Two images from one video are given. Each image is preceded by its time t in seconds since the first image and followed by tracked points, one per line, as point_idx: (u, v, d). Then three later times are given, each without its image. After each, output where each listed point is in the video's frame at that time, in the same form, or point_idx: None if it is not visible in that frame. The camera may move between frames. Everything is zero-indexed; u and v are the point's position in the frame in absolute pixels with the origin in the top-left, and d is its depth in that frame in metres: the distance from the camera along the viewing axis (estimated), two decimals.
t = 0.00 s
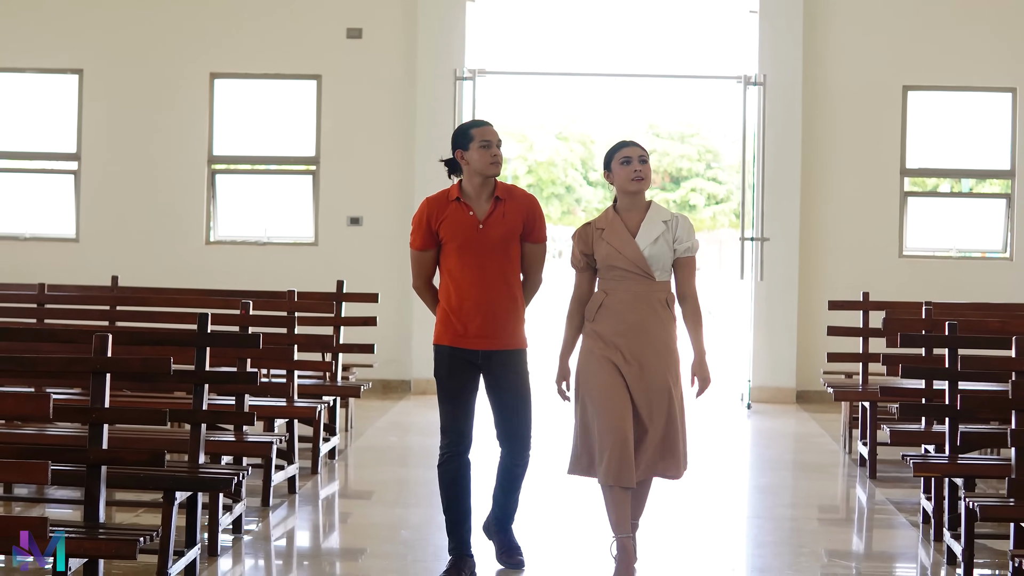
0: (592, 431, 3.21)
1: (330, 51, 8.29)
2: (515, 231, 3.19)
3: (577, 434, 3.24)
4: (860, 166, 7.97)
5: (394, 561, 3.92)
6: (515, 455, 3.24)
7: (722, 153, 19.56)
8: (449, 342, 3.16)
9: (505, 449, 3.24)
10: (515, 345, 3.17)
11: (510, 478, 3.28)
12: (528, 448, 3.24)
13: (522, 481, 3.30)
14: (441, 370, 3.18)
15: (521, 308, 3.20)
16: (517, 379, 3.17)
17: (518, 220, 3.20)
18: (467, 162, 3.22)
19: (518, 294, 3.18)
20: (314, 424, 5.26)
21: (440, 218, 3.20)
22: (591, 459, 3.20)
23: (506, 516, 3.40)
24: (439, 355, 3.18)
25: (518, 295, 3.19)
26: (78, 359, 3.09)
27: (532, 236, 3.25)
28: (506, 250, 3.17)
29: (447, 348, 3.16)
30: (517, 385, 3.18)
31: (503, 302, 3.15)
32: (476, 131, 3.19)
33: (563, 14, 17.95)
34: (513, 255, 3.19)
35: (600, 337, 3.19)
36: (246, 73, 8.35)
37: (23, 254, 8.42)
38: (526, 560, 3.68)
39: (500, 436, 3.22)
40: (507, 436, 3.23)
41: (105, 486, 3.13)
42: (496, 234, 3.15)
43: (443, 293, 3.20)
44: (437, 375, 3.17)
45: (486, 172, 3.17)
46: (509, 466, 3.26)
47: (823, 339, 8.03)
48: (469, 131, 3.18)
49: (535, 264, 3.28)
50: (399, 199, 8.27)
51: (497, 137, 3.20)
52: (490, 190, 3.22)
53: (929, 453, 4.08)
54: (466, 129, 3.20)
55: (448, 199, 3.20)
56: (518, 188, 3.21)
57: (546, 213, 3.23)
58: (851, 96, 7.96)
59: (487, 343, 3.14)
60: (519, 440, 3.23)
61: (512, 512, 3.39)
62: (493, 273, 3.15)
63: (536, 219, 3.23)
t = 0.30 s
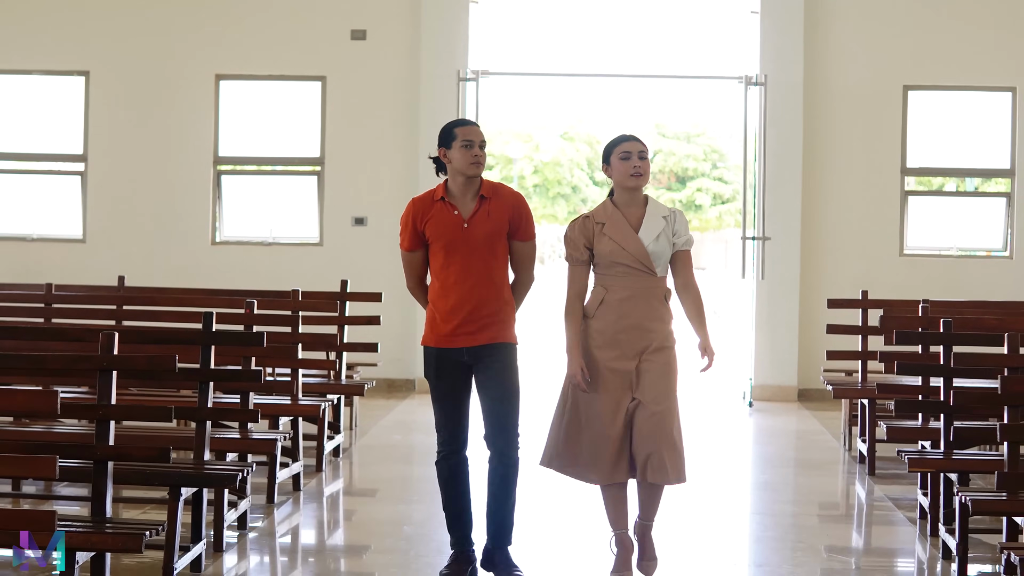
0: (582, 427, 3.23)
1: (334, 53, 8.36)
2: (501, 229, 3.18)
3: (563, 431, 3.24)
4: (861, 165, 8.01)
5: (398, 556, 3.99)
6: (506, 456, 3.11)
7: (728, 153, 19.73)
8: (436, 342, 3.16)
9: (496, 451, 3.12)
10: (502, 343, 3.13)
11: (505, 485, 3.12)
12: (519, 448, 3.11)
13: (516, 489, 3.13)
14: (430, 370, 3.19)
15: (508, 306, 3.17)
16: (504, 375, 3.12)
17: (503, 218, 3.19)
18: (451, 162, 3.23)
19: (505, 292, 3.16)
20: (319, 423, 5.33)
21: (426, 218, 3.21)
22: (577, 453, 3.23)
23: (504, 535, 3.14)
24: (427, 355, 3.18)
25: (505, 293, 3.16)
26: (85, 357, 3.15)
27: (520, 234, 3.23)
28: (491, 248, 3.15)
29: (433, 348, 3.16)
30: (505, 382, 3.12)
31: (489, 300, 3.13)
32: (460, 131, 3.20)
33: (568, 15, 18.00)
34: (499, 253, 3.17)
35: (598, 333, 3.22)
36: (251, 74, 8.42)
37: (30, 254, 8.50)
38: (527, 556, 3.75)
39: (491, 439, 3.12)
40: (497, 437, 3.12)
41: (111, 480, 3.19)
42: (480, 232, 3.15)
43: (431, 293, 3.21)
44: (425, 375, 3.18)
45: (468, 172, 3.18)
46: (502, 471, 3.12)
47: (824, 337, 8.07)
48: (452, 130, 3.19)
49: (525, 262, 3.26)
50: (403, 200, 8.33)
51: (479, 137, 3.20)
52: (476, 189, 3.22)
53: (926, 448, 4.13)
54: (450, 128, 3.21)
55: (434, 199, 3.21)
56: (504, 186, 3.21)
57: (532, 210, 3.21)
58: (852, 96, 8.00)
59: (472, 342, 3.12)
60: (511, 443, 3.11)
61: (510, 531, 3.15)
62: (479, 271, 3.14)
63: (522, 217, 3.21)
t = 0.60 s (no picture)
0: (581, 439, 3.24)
1: (339, 59, 8.42)
2: (496, 239, 3.19)
3: (565, 441, 3.27)
4: (862, 169, 8.05)
5: (401, 558, 4.05)
6: (489, 466, 3.07)
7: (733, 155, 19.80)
8: (429, 352, 3.19)
9: (480, 461, 3.10)
10: (494, 353, 3.13)
11: (489, 496, 3.08)
12: (502, 458, 3.07)
13: (501, 499, 3.08)
14: (425, 380, 3.23)
15: (502, 316, 3.17)
16: (492, 385, 3.12)
17: (498, 229, 3.20)
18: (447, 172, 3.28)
19: (499, 302, 3.16)
20: (323, 427, 5.38)
21: (422, 228, 3.27)
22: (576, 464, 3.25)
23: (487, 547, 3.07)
24: (422, 365, 3.22)
25: (499, 303, 3.16)
26: (91, 364, 3.21)
27: (516, 244, 3.23)
28: (485, 258, 3.17)
29: (427, 358, 3.19)
30: (492, 392, 3.12)
31: (481, 311, 3.14)
32: (455, 140, 3.24)
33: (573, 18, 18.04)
34: (493, 263, 3.19)
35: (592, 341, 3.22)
36: (256, 80, 8.49)
37: (38, 259, 8.58)
38: (528, 559, 3.80)
39: (476, 449, 3.10)
40: (483, 447, 3.10)
41: (117, 486, 3.23)
42: (473, 242, 3.18)
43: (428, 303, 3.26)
44: (420, 385, 3.23)
45: (462, 181, 3.21)
46: (486, 482, 3.08)
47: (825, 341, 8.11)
48: (447, 139, 3.23)
49: (522, 271, 3.25)
50: (407, 204, 8.39)
51: (474, 147, 3.23)
52: (472, 199, 3.25)
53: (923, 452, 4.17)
54: (446, 138, 3.25)
55: (430, 208, 3.26)
56: (500, 196, 3.22)
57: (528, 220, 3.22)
58: (854, 100, 8.04)
59: (463, 352, 3.13)
60: (495, 455, 3.08)
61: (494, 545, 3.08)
62: (471, 282, 3.16)
63: (517, 227, 3.22)
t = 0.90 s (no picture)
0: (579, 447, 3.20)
1: (343, 63, 8.48)
2: (504, 245, 3.22)
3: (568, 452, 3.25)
4: (863, 174, 8.10)
5: (403, 560, 4.10)
6: (491, 477, 3.12)
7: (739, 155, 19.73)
8: (434, 356, 3.20)
9: (482, 471, 3.14)
10: (498, 360, 3.16)
11: (490, 506, 3.12)
12: (505, 469, 3.11)
13: (502, 511, 3.13)
14: (427, 385, 3.25)
15: (507, 323, 3.20)
16: (496, 395, 3.15)
17: (506, 234, 3.23)
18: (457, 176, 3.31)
19: (505, 309, 3.19)
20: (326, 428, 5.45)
21: (431, 230, 3.29)
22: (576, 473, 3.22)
23: (484, 557, 3.11)
24: (425, 369, 3.24)
25: (506, 310, 3.19)
26: (99, 367, 3.27)
27: (524, 250, 3.26)
28: (492, 263, 3.20)
29: (431, 362, 3.20)
30: (496, 403, 3.15)
31: (488, 316, 3.17)
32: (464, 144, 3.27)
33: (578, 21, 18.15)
34: (500, 269, 3.21)
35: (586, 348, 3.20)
36: (262, 84, 8.56)
37: (45, 260, 8.65)
38: (526, 562, 3.85)
39: (478, 458, 3.15)
40: (485, 457, 3.14)
41: (124, 486, 3.30)
42: (482, 247, 3.20)
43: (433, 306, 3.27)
44: (422, 389, 3.25)
45: (469, 184, 3.24)
46: (487, 492, 3.13)
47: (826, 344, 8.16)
48: (455, 143, 3.27)
49: (530, 278, 3.28)
50: (411, 207, 8.46)
51: (481, 148, 3.25)
52: (482, 203, 3.27)
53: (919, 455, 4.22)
54: (455, 141, 3.28)
55: (440, 211, 3.28)
56: (510, 201, 3.25)
57: (537, 227, 3.24)
58: (855, 105, 8.09)
59: (469, 357, 3.16)
60: (497, 464, 3.12)
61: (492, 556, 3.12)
62: (478, 287, 3.18)
63: (526, 234, 3.24)
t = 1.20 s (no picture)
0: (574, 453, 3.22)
1: (347, 67, 8.56)
2: (517, 252, 3.26)
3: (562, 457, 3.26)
4: (862, 178, 8.17)
5: (405, 559, 4.18)
6: (500, 480, 3.19)
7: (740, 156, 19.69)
8: (444, 361, 3.23)
9: (491, 474, 3.20)
10: (511, 365, 3.21)
11: (497, 508, 3.20)
12: (513, 472, 3.18)
13: (507, 512, 3.20)
14: (434, 390, 3.26)
15: (519, 329, 3.24)
16: (508, 399, 3.20)
17: (519, 242, 3.27)
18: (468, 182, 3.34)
19: (517, 315, 3.23)
20: (330, 429, 5.52)
21: (442, 236, 3.31)
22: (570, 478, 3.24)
23: (487, 558, 3.18)
24: (434, 374, 3.26)
25: (517, 318, 3.24)
26: (109, 369, 3.34)
27: (535, 259, 3.30)
28: (505, 271, 3.23)
29: (442, 367, 3.23)
30: (507, 407, 3.20)
31: (501, 322, 3.21)
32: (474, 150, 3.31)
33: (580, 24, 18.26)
34: (512, 276, 3.25)
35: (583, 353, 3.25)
36: (265, 88, 8.64)
37: (50, 262, 8.73)
38: (527, 561, 3.93)
39: (486, 461, 3.20)
40: (493, 460, 3.20)
41: (134, 486, 3.36)
42: (494, 254, 3.24)
43: (444, 311, 3.30)
44: (428, 394, 3.25)
45: (478, 190, 3.28)
46: (495, 494, 3.20)
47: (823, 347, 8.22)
48: (466, 149, 3.30)
49: (539, 288, 3.32)
50: (413, 211, 8.53)
51: (490, 154, 3.28)
52: (494, 209, 3.31)
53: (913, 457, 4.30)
54: (466, 147, 3.32)
55: (451, 217, 3.31)
56: (522, 209, 3.28)
57: (548, 236, 3.28)
58: (854, 110, 8.16)
59: (482, 363, 3.20)
60: (506, 467, 3.18)
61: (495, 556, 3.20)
62: (491, 294, 3.22)
63: (538, 242, 3.28)
